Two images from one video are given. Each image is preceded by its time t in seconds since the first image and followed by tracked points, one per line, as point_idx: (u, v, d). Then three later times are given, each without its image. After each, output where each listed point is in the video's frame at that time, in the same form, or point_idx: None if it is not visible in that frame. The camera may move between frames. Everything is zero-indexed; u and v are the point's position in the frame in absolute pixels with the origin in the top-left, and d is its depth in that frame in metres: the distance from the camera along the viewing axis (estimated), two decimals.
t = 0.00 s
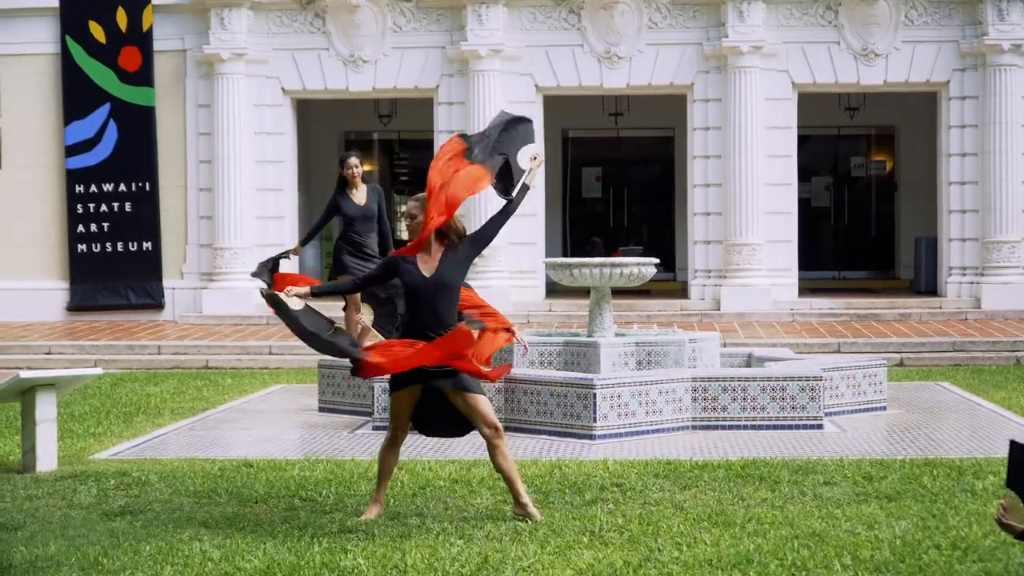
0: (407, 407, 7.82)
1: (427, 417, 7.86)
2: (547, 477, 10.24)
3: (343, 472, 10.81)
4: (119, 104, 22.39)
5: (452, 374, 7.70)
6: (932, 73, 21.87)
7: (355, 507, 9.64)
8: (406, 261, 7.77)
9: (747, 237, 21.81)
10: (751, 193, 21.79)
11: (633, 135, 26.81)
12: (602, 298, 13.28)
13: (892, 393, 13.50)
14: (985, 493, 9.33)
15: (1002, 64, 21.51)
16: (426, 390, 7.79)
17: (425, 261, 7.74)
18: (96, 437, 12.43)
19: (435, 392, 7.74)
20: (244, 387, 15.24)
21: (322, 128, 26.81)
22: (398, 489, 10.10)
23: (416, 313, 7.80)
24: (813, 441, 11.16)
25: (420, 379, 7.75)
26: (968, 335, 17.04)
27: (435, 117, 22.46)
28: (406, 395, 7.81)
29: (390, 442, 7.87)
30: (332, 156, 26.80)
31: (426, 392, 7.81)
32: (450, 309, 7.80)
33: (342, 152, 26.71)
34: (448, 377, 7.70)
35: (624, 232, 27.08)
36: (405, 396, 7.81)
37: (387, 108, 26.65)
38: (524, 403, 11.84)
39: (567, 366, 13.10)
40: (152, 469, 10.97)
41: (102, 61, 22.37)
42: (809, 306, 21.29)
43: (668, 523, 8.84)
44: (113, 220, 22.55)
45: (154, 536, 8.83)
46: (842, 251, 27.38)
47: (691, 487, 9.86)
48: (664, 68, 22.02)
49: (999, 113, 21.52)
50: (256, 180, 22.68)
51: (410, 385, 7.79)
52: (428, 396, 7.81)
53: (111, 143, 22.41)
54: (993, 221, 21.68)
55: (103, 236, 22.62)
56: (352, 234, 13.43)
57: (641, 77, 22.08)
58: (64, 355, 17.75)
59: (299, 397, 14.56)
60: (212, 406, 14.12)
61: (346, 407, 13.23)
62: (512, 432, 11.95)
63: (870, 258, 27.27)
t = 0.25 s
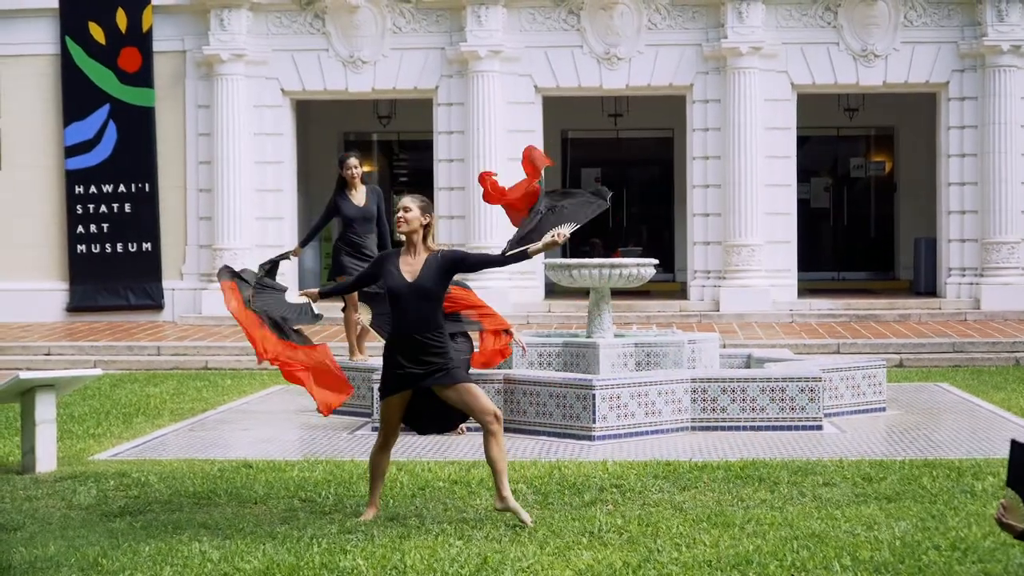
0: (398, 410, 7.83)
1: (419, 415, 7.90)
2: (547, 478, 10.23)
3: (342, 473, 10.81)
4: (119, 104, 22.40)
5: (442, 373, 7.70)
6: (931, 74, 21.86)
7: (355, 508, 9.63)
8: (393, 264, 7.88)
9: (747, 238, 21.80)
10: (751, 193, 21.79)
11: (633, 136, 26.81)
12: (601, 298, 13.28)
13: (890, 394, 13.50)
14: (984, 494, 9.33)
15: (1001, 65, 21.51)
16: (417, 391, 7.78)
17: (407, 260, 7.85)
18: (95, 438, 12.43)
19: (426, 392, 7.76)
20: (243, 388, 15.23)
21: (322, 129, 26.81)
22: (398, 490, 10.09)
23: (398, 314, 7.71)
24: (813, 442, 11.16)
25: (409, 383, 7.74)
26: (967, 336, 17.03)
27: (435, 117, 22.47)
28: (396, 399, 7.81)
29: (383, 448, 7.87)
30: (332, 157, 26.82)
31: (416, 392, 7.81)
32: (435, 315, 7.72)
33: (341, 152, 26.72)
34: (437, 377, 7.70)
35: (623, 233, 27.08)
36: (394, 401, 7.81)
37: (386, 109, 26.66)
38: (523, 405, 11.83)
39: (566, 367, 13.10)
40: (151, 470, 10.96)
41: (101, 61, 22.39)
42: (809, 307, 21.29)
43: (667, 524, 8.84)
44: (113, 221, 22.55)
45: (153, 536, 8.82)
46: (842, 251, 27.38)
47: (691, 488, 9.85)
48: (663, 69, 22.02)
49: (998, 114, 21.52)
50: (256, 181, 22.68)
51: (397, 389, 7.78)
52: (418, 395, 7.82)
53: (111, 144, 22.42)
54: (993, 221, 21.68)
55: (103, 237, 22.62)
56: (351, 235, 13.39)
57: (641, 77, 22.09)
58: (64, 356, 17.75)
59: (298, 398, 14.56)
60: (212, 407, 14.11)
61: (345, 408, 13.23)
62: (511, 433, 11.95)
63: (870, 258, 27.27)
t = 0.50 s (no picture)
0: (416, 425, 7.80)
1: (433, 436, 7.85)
2: (546, 480, 10.23)
3: (342, 475, 10.80)
4: (118, 106, 22.42)
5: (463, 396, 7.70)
6: (931, 75, 21.86)
7: (354, 510, 9.62)
8: (426, 278, 7.83)
9: (746, 240, 21.80)
10: (750, 195, 21.79)
11: (633, 137, 26.81)
12: (601, 301, 13.27)
13: (889, 396, 13.49)
14: (984, 495, 9.33)
15: (1001, 67, 21.51)
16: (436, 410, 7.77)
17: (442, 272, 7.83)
18: (95, 440, 12.42)
19: (443, 412, 7.73)
20: (242, 390, 15.23)
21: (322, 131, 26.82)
22: (397, 492, 10.08)
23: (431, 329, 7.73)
24: (812, 444, 11.15)
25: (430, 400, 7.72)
26: (967, 338, 17.03)
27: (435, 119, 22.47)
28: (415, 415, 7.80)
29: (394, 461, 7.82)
30: (331, 158, 26.82)
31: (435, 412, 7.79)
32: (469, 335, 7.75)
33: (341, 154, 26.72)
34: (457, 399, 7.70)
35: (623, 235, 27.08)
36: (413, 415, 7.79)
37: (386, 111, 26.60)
38: (522, 407, 11.83)
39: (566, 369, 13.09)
40: (150, 472, 10.96)
41: (101, 63, 22.40)
42: (808, 309, 21.29)
43: (666, 526, 8.83)
44: (113, 223, 22.56)
45: (152, 538, 8.81)
46: (842, 253, 27.38)
47: (690, 490, 9.84)
48: (663, 71, 22.03)
49: (998, 116, 21.52)
50: (255, 183, 22.69)
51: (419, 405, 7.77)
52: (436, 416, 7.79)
53: (110, 145, 22.43)
54: (993, 223, 21.68)
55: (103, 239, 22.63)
56: (350, 237, 13.40)
57: (640, 79, 22.09)
58: (63, 358, 17.75)
59: (298, 399, 14.56)
60: (211, 409, 14.11)
61: (344, 410, 13.24)
62: (510, 434, 11.96)
63: (870, 260, 27.27)
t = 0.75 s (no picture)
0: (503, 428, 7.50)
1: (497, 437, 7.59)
2: (544, 482, 10.23)
3: (340, 477, 10.80)
4: (117, 108, 22.43)
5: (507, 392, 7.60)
6: (930, 78, 21.87)
7: (352, 512, 9.61)
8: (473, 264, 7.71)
9: (745, 242, 21.81)
10: (748, 197, 21.79)
11: (631, 140, 26.82)
12: (599, 303, 13.27)
13: (888, 398, 13.50)
14: (982, 498, 9.33)
15: (1000, 69, 21.52)
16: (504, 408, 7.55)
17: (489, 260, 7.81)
18: (93, 442, 12.42)
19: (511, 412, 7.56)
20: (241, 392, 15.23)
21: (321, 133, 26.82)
22: (396, 494, 10.08)
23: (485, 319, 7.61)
24: (810, 447, 11.16)
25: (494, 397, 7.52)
26: (966, 340, 17.03)
27: (433, 121, 22.47)
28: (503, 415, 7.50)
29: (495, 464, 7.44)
30: (330, 160, 26.83)
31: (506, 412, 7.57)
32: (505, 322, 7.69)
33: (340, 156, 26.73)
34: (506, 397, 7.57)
35: (621, 237, 27.10)
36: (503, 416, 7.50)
37: (384, 112, 26.59)
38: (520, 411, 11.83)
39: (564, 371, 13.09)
40: (149, 474, 10.95)
41: (100, 65, 22.41)
42: (806, 311, 21.29)
43: (665, 528, 8.83)
44: (111, 225, 22.56)
45: (151, 540, 8.79)
46: (840, 256, 27.40)
47: (688, 492, 9.85)
48: (661, 74, 22.04)
49: (996, 118, 21.53)
50: (253, 185, 22.68)
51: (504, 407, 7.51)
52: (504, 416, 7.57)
53: (109, 147, 22.43)
54: (991, 225, 21.69)
55: (102, 241, 22.63)
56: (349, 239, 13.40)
57: (638, 82, 22.09)
58: (62, 360, 17.74)
59: (296, 402, 14.55)
60: (209, 411, 14.11)
61: (343, 412, 13.24)
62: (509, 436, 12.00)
63: (868, 262, 27.28)
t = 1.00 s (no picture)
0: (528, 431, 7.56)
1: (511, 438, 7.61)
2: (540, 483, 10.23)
3: (336, 478, 10.79)
4: (112, 110, 22.42)
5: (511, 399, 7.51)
6: (926, 80, 21.89)
7: (347, 514, 9.60)
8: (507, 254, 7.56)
9: (741, 244, 21.82)
10: (744, 199, 21.81)
11: (627, 142, 26.84)
12: (595, 305, 13.27)
13: (883, 400, 13.51)
14: (978, 499, 9.33)
15: (995, 71, 21.55)
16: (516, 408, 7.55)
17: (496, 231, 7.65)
18: (89, 444, 12.40)
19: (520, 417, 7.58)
20: (237, 394, 15.21)
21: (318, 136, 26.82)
22: (392, 496, 10.07)
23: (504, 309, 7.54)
24: (806, 448, 11.17)
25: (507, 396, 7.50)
26: (961, 342, 17.05)
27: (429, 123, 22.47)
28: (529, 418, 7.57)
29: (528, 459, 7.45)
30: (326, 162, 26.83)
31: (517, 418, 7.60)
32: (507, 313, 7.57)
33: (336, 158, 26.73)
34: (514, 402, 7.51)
35: (617, 238, 27.11)
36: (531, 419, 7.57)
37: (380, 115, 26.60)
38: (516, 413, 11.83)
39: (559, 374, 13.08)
40: (144, 476, 10.94)
41: (94, 67, 22.38)
42: (802, 313, 21.30)
43: (661, 530, 8.83)
44: (106, 227, 22.54)
45: (147, 542, 8.78)
46: (835, 258, 27.43)
47: (684, 494, 9.85)
48: (658, 76, 22.05)
49: (992, 121, 21.56)
50: (249, 187, 22.67)
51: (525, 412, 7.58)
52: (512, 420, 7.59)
53: (104, 149, 22.42)
54: (986, 227, 21.71)
55: (97, 243, 22.61)
56: (344, 241, 13.40)
57: (634, 84, 22.11)
58: (57, 362, 17.72)
59: (292, 403, 14.54)
60: (205, 413, 14.09)
61: (339, 414, 13.24)
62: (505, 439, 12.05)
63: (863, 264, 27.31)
